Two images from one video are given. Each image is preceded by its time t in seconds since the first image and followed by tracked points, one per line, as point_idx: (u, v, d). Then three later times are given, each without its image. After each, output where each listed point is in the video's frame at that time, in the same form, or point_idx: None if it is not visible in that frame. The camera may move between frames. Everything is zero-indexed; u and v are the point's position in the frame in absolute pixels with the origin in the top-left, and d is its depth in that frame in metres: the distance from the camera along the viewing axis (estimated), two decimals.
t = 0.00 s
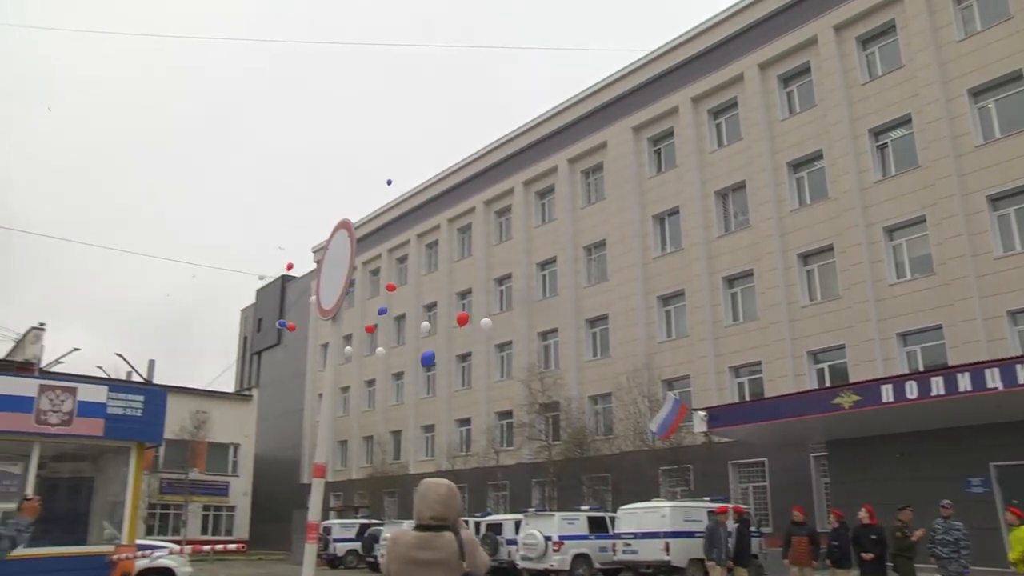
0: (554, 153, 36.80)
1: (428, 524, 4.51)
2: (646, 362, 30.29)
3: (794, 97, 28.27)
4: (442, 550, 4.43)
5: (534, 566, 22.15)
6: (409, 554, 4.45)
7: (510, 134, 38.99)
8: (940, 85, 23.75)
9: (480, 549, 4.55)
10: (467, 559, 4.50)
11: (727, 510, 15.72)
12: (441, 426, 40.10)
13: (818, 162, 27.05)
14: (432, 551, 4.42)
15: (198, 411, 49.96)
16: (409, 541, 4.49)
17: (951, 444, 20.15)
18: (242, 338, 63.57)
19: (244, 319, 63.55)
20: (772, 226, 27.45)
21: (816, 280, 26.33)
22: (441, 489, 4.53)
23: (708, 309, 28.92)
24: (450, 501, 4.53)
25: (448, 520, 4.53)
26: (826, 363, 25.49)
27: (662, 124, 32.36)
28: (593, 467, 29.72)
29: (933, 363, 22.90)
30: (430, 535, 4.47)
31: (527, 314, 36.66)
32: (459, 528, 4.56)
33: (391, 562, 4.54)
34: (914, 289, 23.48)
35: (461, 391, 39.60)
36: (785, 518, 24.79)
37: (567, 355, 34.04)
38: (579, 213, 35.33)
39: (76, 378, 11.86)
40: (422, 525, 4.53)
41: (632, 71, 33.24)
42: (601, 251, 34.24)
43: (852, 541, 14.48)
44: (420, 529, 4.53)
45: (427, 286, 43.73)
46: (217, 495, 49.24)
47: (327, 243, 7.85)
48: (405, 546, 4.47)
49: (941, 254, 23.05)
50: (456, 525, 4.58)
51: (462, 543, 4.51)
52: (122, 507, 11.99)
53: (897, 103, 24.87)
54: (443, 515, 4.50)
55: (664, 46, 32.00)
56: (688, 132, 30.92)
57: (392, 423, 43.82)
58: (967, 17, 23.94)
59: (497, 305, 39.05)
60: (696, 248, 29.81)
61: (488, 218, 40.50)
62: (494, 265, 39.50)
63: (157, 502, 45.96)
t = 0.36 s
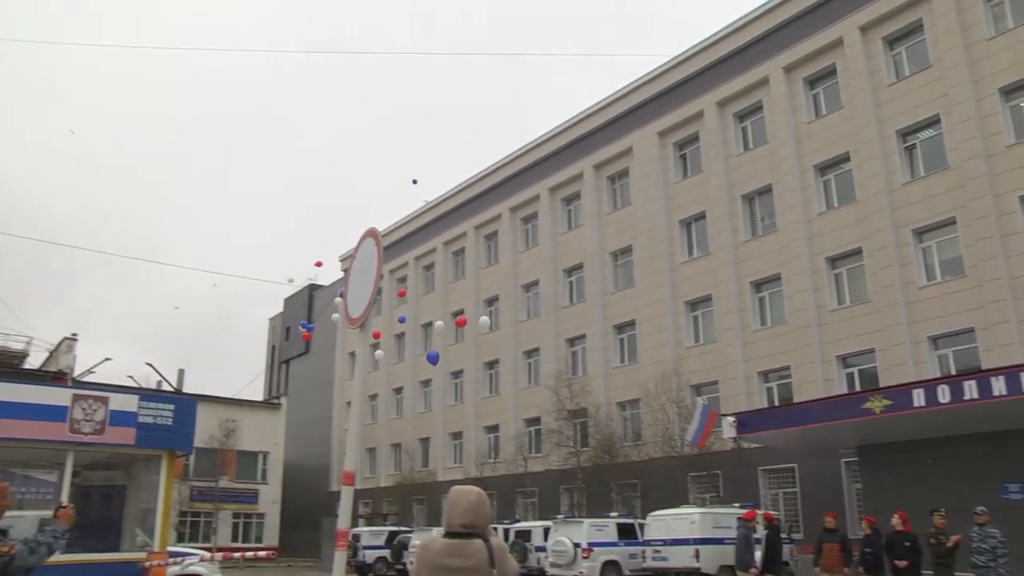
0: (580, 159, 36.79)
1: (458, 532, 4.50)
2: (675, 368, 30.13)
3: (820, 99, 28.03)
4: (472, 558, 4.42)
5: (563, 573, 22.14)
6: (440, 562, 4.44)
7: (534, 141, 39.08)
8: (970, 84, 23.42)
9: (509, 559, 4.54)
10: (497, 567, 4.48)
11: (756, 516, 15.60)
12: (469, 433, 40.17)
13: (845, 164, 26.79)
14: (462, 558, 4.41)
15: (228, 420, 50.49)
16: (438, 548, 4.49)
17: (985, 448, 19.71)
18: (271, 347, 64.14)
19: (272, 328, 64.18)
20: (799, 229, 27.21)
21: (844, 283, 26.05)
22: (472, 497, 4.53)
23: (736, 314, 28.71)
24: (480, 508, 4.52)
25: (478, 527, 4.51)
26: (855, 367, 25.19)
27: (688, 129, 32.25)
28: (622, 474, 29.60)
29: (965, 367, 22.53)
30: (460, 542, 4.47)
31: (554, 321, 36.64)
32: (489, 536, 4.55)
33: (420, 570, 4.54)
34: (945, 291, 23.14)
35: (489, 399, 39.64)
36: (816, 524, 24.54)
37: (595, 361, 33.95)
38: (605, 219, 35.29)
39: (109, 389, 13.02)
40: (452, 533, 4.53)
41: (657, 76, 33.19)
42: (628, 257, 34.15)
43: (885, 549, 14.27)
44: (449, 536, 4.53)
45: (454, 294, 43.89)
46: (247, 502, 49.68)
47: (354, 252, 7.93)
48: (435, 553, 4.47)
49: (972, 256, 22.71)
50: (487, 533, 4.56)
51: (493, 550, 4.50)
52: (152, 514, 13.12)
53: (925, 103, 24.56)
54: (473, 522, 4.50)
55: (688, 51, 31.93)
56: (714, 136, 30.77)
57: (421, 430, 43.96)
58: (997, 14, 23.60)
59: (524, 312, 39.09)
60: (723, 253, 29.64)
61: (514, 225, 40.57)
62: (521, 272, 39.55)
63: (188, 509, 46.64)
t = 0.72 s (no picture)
0: (599, 165, 36.77)
1: (482, 539, 4.40)
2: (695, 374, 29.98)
3: (839, 102, 27.85)
4: (495, 565, 4.32)
5: None
6: (462, 570, 4.33)
7: (553, 147, 39.14)
8: (993, 85, 23.19)
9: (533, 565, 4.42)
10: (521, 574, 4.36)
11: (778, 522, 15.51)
12: (489, 440, 40.18)
13: (865, 167, 26.59)
14: (485, 565, 4.31)
15: (249, 427, 50.80)
16: (461, 556, 4.38)
17: (1013, 455, 19.28)
18: (291, 355, 64.48)
19: (293, 336, 64.56)
20: (819, 233, 27.02)
21: (865, 287, 25.82)
22: (495, 504, 4.43)
23: (757, 319, 28.53)
24: (504, 516, 4.42)
25: (501, 535, 4.41)
26: (877, 372, 24.94)
27: (706, 133, 32.16)
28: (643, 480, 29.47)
29: (990, 371, 22.23)
30: (483, 549, 4.36)
31: (574, 327, 36.59)
32: (512, 543, 4.44)
33: None
34: (968, 295, 22.88)
35: (509, 406, 39.64)
36: (839, 531, 24.29)
37: (615, 367, 33.86)
38: (625, 224, 35.24)
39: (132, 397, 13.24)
40: (475, 540, 4.43)
41: (675, 81, 33.15)
42: (647, 262, 34.07)
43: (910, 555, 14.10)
44: (473, 543, 4.42)
45: (474, 301, 43.97)
46: (269, 510, 49.93)
47: (374, 260, 7.96)
48: (457, 561, 4.38)
49: (996, 259, 22.44)
50: (509, 540, 4.45)
51: (516, 558, 4.39)
52: (175, 522, 13.21)
53: (946, 105, 24.34)
54: (495, 530, 4.39)
55: (706, 55, 31.86)
56: (733, 141, 30.66)
57: (441, 437, 44.01)
58: (1019, 14, 23.36)
59: (544, 318, 39.08)
60: (743, 257, 29.49)
61: (533, 231, 40.61)
62: (540, 279, 39.56)
63: (209, 517, 47.21)
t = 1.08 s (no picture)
0: (611, 169, 36.76)
1: (499, 545, 4.38)
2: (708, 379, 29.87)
3: (851, 105, 27.73)
4: (514, 570, 4.30)
5: None
6: None
7: (565, 153, 39.17)
8: (1007, 86, 23.05)
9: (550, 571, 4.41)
10: None
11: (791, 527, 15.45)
12: (502, 446, 40.15)
13: (878, 170, 26.46)
14: (503, 571, 4.29)
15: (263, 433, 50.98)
16: (478, 561, 4.36)
17: None
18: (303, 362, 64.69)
19: (305, 343, 64.78)
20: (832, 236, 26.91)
21: (879, 291, 25.68)
22: (512, 511, 4.41)
23: (770, 323, 28.41)
24: (520, 522, 4.41)
25: (518, 540, 4.39)
26: (892, 376, 24.78)
27: (718, 138, 32.10)
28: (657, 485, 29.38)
29: (1006, 374, 22.04)
30: (502, 555, 4.34)
31: (587, 333, 36.55)
32: (529, 549, 4.43)
33: None
34: (983, 298, 22.71)
35: (522, 411, 39.62)
36: (854, 536, 24.15)
37: (628, 372, 33.77)
38: (637, 229, 35.19)
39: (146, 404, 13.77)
40: (492, 546, 4.41)
41: (686, 85, 33.11)
42: (660, 267, 34.00)
43: (927, 561, 13.98)
44: (490, 549, 4.41)
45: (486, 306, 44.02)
46: (283, 516, 50.08)
47: (387, 266, 7.99)
48: (475, 566, 4.36)
49: (1011, 261, 22.28)
50: (526, 546, 4.44)
51: (534, 564, 4.38)
52: (189, 528, 14.00)
53: (959, 106, 24.20)
54: (512, 535, 4.38)
55: (718, 59, 31.81)
56: (745, 144, 30.58)
57: (454, 443, 44.02)
58: None
59: (557, 324, 39.05)
60: (755, 261, 29.40)
61: (545, 236, 40.63)
62: (552, 284, 39.55)
63: (223, 523, 47.47)
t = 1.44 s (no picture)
0: (618, 174, 36.78)
1: (513, 551, 4.37)
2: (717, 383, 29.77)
3: (860, 107, 27.65)
4: None
5: None
6: None
7: (572, 157, 39.21)
8: (1017, 88, 22.95)
9: None
10: None
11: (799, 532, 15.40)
12: (511, 450, 40.11)
13: (887, 173, 26.36)
14: None
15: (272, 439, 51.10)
16: (492, 566, 4.36)
17: None
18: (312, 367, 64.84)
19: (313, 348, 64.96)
20: (841, 239, 26.82)
21: (888, 294, 25.58)
22: (525, 519, 4.41)
23: (779, 327, 28.32)
24: (534, 530, 4.40)
25: (531, 546, 4.39)
26: (902, 379, 24.64)
27: (726, 141, 32.06)
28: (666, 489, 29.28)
29: (1017, 377, 21.91)
30: (516, 560, 4.33)
31: (595, 337, 36.51)
32: (541, 555, 4.43)
33: None
34: (993, 301, 22.58)
35: (531, 416, 39.59)
36: (865, 541, 24.03)
37: (637, 376, 33.69)
38: (645, 233, 35.16)
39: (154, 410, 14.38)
40: (505, 551, 4.40)
41: (693, 89, 33.11)
42: (668, 271, 33.95)
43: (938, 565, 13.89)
44: (504, 554, 4.40)
45: (495, 311, 44.04)
46: (292, 521, 50.15)
47: (395, 271, 8.00)
48: (488, 569, 4.36)
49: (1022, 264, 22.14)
50: (537, 551, 4.45)
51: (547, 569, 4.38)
52: (198, 531, 14.44)
53: (969, 108, 24.11)
54: (526, 543, 4.37)
55: (725, 63, 31.83)
56: (753, 148, 30.53)
57: (463, 448, 44.00)
58: None
59: (565, 328, 39.03)
60: (764, 264, 29.33)
61: (553, 240, 40.64)
62: (561, 288, 39.55)
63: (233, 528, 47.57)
